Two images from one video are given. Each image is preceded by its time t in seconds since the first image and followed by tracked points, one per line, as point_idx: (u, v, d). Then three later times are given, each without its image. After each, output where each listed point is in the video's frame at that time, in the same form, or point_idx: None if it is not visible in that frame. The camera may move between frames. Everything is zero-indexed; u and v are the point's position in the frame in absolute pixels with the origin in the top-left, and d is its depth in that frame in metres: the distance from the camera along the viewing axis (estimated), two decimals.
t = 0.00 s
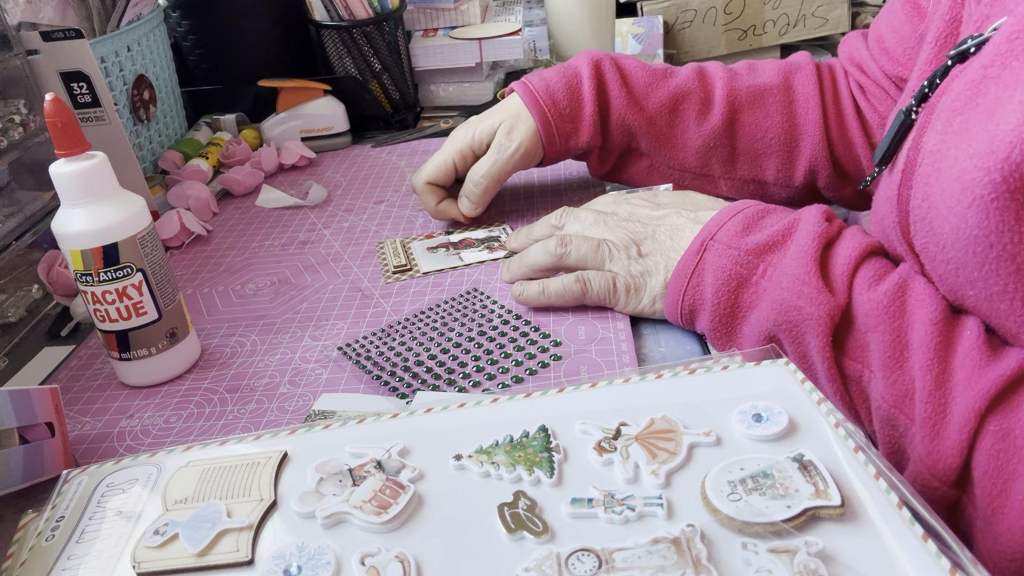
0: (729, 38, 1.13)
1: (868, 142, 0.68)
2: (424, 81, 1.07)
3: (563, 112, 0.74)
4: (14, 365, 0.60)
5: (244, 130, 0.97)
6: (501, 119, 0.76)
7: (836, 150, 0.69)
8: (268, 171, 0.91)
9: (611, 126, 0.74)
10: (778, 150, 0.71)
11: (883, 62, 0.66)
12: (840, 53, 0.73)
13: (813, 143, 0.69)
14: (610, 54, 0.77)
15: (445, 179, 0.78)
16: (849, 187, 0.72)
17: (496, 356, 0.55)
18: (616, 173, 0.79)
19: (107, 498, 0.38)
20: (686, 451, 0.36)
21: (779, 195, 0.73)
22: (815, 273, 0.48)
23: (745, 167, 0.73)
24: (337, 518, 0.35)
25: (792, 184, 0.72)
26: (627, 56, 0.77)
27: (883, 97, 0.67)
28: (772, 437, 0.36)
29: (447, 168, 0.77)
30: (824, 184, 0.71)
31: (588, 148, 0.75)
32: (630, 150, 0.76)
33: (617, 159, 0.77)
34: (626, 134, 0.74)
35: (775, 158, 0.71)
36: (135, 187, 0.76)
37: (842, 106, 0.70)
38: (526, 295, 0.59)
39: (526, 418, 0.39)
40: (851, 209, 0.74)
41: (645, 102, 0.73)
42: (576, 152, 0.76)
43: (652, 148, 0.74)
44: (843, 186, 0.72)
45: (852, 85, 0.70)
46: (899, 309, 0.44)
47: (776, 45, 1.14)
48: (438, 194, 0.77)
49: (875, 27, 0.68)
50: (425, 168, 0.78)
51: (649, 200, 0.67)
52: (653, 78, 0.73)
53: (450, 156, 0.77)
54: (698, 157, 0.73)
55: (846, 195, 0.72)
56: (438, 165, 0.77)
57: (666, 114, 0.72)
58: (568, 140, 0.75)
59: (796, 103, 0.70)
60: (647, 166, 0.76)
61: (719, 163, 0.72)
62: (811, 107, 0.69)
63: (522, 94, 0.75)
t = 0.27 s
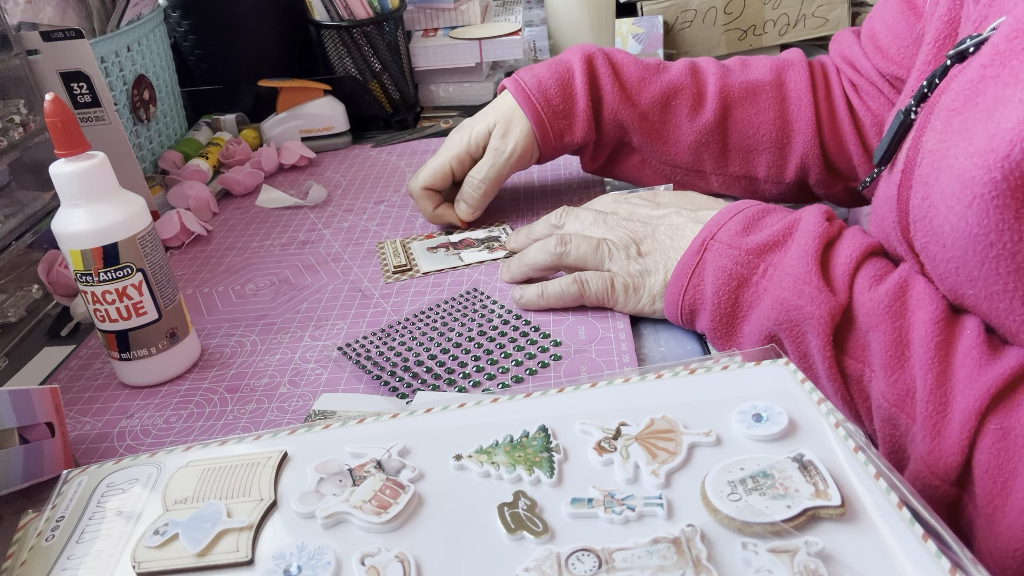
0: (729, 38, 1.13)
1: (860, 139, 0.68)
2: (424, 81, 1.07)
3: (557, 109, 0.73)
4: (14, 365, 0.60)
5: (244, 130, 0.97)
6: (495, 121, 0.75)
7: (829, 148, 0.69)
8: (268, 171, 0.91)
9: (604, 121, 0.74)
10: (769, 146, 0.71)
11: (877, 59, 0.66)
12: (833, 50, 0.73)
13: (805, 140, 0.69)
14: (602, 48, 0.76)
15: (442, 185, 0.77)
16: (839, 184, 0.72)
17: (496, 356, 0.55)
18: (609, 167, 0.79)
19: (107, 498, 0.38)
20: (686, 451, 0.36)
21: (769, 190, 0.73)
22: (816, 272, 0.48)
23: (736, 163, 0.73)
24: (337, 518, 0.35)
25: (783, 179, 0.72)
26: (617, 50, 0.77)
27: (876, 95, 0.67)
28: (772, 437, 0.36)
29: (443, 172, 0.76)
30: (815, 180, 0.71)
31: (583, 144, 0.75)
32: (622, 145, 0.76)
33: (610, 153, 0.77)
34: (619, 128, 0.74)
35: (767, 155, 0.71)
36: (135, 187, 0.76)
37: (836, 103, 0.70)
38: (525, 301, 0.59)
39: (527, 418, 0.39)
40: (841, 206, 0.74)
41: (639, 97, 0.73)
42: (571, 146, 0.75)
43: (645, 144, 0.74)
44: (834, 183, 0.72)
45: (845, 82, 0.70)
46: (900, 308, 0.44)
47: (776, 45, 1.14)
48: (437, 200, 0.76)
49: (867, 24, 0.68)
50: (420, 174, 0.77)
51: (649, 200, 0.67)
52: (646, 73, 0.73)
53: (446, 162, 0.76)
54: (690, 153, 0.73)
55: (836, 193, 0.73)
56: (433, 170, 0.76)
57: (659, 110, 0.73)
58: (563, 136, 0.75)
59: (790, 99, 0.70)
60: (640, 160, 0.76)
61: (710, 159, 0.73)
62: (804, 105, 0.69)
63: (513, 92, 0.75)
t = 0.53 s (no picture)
0: (729, 38, 1.13)
1: (859, 138, 0.69)
2: (424, 81, 1.07)
3: (555, 107, 0.73)
4: (14, 366, 0.60)
5: (244, 130, 0.97)
6: (494, 123, 0.75)
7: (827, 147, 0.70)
8: (268, 170, 0.91)
9: (603, 119, 0.74)
10: (768, 145, 0.71)
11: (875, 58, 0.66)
12: (831, 50, 0.73)
13: (802, 140, 0.69)
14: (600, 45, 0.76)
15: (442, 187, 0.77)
16: (837, 182, 0.72)
17: (496, 356, 0.55)
18: (608, 166, 0.79)
19: (107, 498, 0.38)
20: (686, 451, 0.36)
21: (768, 189, 0.74)
22: (816, 272, 0.48)
23: (735, 162, 0.73)
24: (337, 518, 0.35)
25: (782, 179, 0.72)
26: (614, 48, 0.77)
27: (875, 95, 0.67)
28: (772, 437, 0.36)
29: (443, 175, 0.76)
30: (813, 180, 0.72)
31: (582, 143, 0.75)
32: (621, 143, 0.76)
33: (608, 152, 0.77)
34: (617, 127, 0.74)
35: (765, 155, 0.71)
36: (136, 187, 0.76)
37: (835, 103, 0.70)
38: (524, 300, 0.60)
39: (527, 418, 0.39)
40: (841, 205, 0.75)
41: (636, 95, 0.73)
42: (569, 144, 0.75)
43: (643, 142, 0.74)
44: (831, 182, 0.72)
45: (844, 82, 0.70)
46: (900, 308, 0.44)
47: (776, 45, 1.14)
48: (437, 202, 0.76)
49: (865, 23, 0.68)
50: (419, 176, 0.77)
51: (649, 200, 0.67)
52: (645, 71, 0.73)
53: (445, 165, 0.76)
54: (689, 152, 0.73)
55: (833, 192, 0.73)
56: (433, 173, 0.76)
57: (657, 108, 0.73)
58: (562, 135, 0.75)
59: (787, 97, 0.70)
60: (639, 159, 0.76)
61: (709, 159, 0.73)
62: (801, 104, 0.70)
63: (511, 91, 0.75)
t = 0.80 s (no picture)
0: (729, 38, 1.13)
1: (862, 137, 0.68)
2: (424, 81, 1.07)
3: (556, 110, 0.73)
4: (14, 366, 0.60)
5: (244, 130, 0.97)
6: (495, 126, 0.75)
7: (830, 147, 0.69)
8: (268, 170, 0.91)
9: (604, 122, 0.74)
10: (770, 147, 0.71)
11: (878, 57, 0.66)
12: (832, 50, 0.73)
13: (807, 140, 0.69)
14: (601, 47, 0.76)
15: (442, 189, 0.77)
16: (840, 182, 0.72)
17: (496, 356, 0.55)
18: (609, 167, 0.79)
19: (107, 498, 0.38)
20: (686, 451, 0.36)
21: (771, 190, 0.74)
22: (816, 272, 0.48)
23: (737, 162, 0.73)
24: (337, 518, 0.35)
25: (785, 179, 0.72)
26: (616, 49, 0.76)
27: (878, 94, 0.67)
28: (772, 437, 0.36)
29: (443, 177, 0.76)
30: (817, 180, 0.71)
31: (583, 145, 0.75)
32: (621, 145, 0.76)
33: (609, 154, 0.77)
34: (619, 129, 0.74)
35: (767, 155, 0.71)
36: (136, 187, 0.76)
37: (836, 102, 0.70)
38: (524, 301, 0.60)
39: (527, 418, 0.39)
40: (844, 206, 0.75)
41: (638, 99, 0.73)
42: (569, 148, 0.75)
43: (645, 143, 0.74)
44: (834, 182, 0.72)
45: (846, 82, 0.70)
46: (899, 308, 0.44)
47: (776, 45, 1.14)
48: (437, 203, 0.76)
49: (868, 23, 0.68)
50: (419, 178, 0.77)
51: (648, 200, 0.67)
52: (646, 72, 0.73)
53: (446, 167, 0.76)
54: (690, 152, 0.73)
55: (836, 192, 0.73)
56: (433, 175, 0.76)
57: (659, 110, 0.72)
58: (563, 138, 0.74)
59: (790, 98, 0.70)
60: (639, 160, 0.77)
61: (710, 160, 0.73)
62: (806, 104, 0.69)
63: (512, 93, 0.74)
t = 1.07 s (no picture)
0: (729, 38, 1.13)
1: (865, 139, 0.68)
2: (424, 81, 1.07)
3: (559, 119, 0.73)
4: (14, 366, 0.60)
5: (244, 130, 0.97)
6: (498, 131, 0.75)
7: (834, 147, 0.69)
8: (268, 170, 0.91)
9: (607, 130, 0.74)
10: (775, 149, 0.71)
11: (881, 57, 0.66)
12: (835, 53, 0.73)
13: (810, 142, 0.69)
14: (605, 54, 0.75)
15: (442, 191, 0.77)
16: (844, 184, 0.72)
17: (496, 356, 0.55)
18: (611, 174, 0.79)
19: (107, 498, 0.38)
20: (686, 451, 0.36)
21: (776, 193, 0.74)
22: (816, 272, 0.48)
23: (742, 166, 0.73)
24: (338, 517, 0.35)
25: (789, 182, 0.72)
26: (621, 56, 0.76)
27: (880, 95, 0.67)
28: (772, 438, 0.36)
29: (442, 179, 0.76)
30: (821, 182, 0.71)
31: (586, 153, 0.75)
32: (624, 151, 0.76)
33: (611, 161, 0.77)
34: (621, 137, 0.74)
35: (772, 158, 0.71)
36: (135, 187, 0.76)
37: (837, 103, 0.70)
38: (524, 301, 0.60)
39: (527, 418, 0.39)
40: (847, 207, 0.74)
41: (641, 108, 0.72)
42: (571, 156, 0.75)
43: (649, 149, 0.74)
44: (838, 184, 0.72)
45: (848, 83, 0.70)
46: (899, 307, 0.44)
47: (776, 45, 1.14)
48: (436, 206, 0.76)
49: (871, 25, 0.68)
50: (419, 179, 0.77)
51: (648, 200, 0.67)
52: (650, 81, 0.73)
53: (446, 169, 0.76)
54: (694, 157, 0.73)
55: (840, 194, 0.73)
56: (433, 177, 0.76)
57: (662, 117, 0.72)
58: (566, 146, 0.74)
59: (793, 100, 0.70)
60: (643, 166, 0.77)
61: (714, 164, 0.73)
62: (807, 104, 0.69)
63: (515, 99, 0.74)
